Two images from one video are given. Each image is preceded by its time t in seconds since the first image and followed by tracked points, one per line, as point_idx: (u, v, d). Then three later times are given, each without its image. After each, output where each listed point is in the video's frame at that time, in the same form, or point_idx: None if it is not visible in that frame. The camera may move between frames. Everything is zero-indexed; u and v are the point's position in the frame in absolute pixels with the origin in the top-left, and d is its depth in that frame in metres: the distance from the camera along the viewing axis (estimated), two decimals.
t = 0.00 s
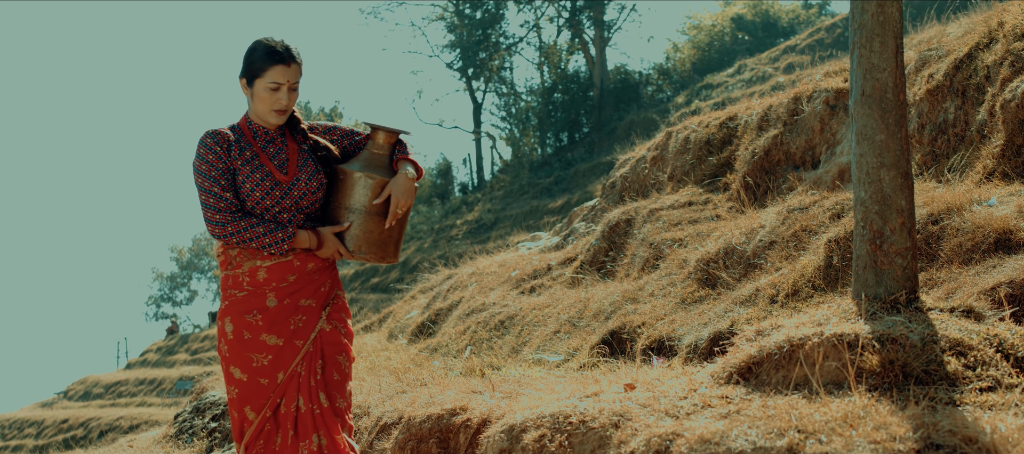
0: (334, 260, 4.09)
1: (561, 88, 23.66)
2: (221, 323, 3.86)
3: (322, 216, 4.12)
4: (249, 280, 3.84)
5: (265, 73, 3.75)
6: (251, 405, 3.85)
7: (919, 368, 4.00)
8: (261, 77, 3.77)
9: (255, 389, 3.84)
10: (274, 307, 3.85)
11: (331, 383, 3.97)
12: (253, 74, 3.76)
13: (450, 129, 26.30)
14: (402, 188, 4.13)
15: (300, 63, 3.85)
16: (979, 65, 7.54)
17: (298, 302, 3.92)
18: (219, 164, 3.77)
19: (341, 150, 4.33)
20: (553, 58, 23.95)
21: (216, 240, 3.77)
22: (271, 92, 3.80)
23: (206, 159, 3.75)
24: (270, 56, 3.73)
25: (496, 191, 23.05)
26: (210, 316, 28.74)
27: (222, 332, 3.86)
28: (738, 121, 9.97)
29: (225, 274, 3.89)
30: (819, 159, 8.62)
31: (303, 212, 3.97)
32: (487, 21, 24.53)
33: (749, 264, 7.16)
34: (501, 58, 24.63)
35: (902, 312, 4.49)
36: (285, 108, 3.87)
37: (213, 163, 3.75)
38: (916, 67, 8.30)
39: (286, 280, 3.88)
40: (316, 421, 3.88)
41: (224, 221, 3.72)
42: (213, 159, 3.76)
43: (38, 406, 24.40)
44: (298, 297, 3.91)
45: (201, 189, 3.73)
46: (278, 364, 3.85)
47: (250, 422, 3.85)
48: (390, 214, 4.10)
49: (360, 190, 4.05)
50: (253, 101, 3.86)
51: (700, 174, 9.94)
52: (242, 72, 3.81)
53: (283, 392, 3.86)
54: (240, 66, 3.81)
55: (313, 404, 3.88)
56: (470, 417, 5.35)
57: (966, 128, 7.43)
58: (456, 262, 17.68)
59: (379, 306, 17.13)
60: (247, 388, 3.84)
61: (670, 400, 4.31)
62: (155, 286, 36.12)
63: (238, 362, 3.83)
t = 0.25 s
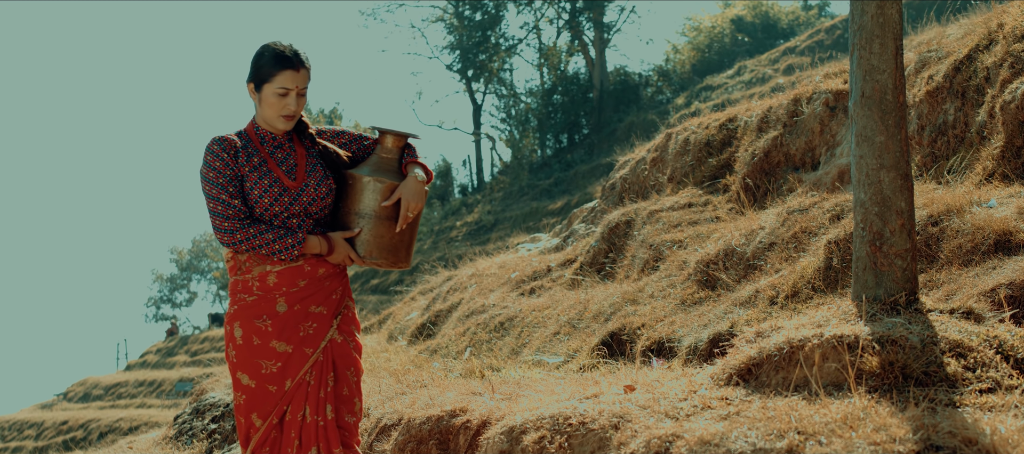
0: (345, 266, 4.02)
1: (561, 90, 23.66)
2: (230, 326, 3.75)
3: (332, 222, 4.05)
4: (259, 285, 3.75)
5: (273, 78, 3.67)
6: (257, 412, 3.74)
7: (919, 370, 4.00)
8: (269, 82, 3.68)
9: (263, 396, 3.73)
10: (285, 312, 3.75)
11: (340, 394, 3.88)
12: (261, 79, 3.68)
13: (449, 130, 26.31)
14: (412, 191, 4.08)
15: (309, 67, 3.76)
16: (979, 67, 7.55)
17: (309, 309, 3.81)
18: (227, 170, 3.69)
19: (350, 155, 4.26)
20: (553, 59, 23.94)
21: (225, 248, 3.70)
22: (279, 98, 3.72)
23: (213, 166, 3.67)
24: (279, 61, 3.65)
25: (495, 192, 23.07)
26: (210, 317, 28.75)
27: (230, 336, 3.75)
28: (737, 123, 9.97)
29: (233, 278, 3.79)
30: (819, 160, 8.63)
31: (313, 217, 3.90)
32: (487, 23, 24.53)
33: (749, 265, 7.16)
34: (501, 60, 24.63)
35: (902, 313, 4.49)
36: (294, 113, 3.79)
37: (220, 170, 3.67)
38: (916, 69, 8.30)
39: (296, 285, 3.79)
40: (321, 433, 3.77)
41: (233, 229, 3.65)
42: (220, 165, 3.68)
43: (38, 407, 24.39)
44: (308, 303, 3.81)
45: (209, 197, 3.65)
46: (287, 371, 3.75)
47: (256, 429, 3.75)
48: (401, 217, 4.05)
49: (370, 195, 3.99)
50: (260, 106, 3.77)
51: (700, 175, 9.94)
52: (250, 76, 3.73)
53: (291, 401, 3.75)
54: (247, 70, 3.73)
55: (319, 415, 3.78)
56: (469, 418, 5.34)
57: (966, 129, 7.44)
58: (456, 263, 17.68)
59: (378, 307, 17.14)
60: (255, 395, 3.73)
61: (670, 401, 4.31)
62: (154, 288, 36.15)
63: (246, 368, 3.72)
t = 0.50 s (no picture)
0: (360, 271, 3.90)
1: (561, 92, 23.65)
2: (242, 333, 3.67)
3: (345, 227, 3.94)
4: (272, 291, 3.66)
5: (285, 81, 3.56)
6: (268, 419, 3.66)
7: (919, 372, 4.00)
8: (280, 86, 3.58)
9: (274, 404, 3.65)
10: (298, 320, 3.66)
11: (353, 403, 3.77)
12: (272, 83, 3.57)
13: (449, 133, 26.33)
14: (427, 195, 3.96)
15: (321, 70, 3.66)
16: (978, 69, 7.55)
17: (322, 316, 3.72)
18: (239, 175, 3.57)
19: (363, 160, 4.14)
20: (552, 62, 23.98)
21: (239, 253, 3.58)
22: (290, 101, 3.61)
23: (224, 170, 3.55)
24: (290, 64, 3.55)
25: (495, 194, 23.08)
26: (210, 319, 28.74)
27: (242, 343, 3.67)
28: (737, 125, 9.97)
29: (246, 284, 3.70)
30: (819, 163, 8.62)
31: (327, 222, 3.78)
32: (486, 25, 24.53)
33: (748, 268, 7.16)
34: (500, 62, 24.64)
35: (902, 316, 4.49)
36: (306, 117, 3.68)
37: (233, 174, 3.55)
38: (916, 71, 8.31)
39: (310, 291, 3.69)
40: (331, 441, 3.68)
41: (247, 234, 3.53)
42: (233, 170, 3.56)
43: (38, 410, 24.39)
44: (322, 310, 3.71)
45: (221, 201, 3.53)
46: (300, 379, 3.66)
47: (266, 437, 3.67)
48: (416, 221, 3.93)
49: (384, 199, 3.88)
50: (271, 110, 3.66)
51: (700, 177, 9.94)
52: (260, 80, 3.62)
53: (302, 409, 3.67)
54: (258, 73, 3.62)
55: (330, 425, 3.68)
56: (469, 421, 5.34)
57: (966, 132, 7.44)
58: (456, 265, 17.69)
59: (378, 310, 17.14)
60: (266, 402, 3.65)
61: (669, 403, 4.31)
62: (154, 290, 36.16)
63: (258, 375, 3.64)
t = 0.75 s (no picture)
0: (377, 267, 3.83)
1: (560, 94, 23.60)
2: (257, 333, 3.59)
3: (363, 222, 3.87)
4: (287, 290, 3.57)
5: (301, 75, 3.50)
6: (282, 421, 3.57)
7: (918, 374, 4.00)
8: (296, 79, 3.51)
9: (289, 405, 3.57)
10: (313, 319, 3.57)
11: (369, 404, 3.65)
12: (288, 76, 3.51)
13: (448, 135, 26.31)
14: (447, 191, 3.91)
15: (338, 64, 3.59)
16: (978, 71, 7.56)
17: (338, 314, 3.62)
18: (256, 168, 3.51)
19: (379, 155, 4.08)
20: (552, 64, 23.96)
21: (256, 248, 3.52)
22: (307, 95, 3.54)
23: (241, 163, 3.49)
24: (306, 57, 3.49)
25: (494, 197, 23.09)
26: (209, 321, 28.74)
27: (257, 343, 3.58)
28: (736, 127, 9.97)
29: (262, 283, 3.62)
30: (818, 165, 8.62)
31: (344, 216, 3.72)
32: (486, 28, 24.54)
33: (748, 270, 7.15)
34: (500, 64, 24.65)
35: (901, 318, 4.49)
36: (323, 111, 3.60)
37: (249, 167, 3.49)
38: (915, 73, 8.31)
39: (326, 290, 3.60)
40: (345, 444, 3.57)
41: (263, 228, 3.46)
42: (249, 163, 3.50)
43: (37, 412, 24.38)
44: (338, 309, 3.62)
45: (238, 195, 3.47)
46: (315, 380, 3.57)
47: (279, 439, 3.58)
48: (436, 217, 3.88)
49: (402, 194, 3.82)
50: (288, 105, 3.59)
51: (699, 180, 9.94)
52: (276, 74, 3.56)
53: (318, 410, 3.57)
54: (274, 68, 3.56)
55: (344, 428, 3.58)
56: (468, 423, 5.34)
57: (965, 134, 7.45)
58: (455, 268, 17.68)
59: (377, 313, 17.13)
60: (281, 404, 3.57)
61: (668, 406, 4.31)
62: (153, 293, 36.15)
63: (274, 376, 3.56)
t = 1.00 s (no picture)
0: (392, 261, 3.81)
1: (560, 95, 23.51)
2: (271, 328, 3.57)
3: (379, 214, 3.85)
4: (303, 284, 3.56)
5: (318, 65, 3.48)
6: (294, 419, 3.54)
7: (918, 375, 4.00)
8: (314, 70, 3.49)
9: (303, 402, 3.55)
10: (330, 313, 3.57)
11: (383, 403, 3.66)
12: (306, 66, 3.49)
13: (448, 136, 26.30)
14: (466, 185, 3.89)
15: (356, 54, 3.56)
16: (977, 72, 7.56)
17: (354, 309, 3.63)
18: (274, 156, 3.49)
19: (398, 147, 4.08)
20: (552, 65, 23.83)
21: (273, 237, 3.48)
22: (324, 86, 3.52)
23: (260, 150, 3.47)
24: (323, 48, 3.46)
25: (494, 198, 23.09)
26: (209, 323, 28.73)
27: (272, 339, 3.57)
28: (736, 128, 9.97)
29: (276, 278, 3.60)
30: (819, 166, 8.62)
31: (362, 208, 3.69)
32: (485, 29, 24.55)
33: (747, 271, 7.16)
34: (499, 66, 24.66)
35: (900, 319, 4.49)
36: (340, 102, 3.58)
37: (268, 154, 3.47)
38: (915, 74, 8.32)
39: (342, 284, 3.60)
40: (359, 443, 3.57)
41: (281, 215, 3.43)
42: (268, 150, 3.48)
43: (37, 413, 24.36)
44: (354, 303, 3.62)
45: (256, 182, 3.44)
46: (331, 375, 3.57)
47: (292, 437, 3.55)
48: (455, 211, 3.85)
49: (421, 186, 3.80)
50: (306, 95, 3.57)
51: (699, 181, 9.95)
52: (294, 65, 3.54)
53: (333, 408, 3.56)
54: (292, 58, 3.54)
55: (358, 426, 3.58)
56: (468, 424, 5.34)
57: (964, 135, 7.45)
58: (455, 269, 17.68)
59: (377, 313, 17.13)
60: (295, 400, 3.54)
61: (668, 407, 4.31)
62: (153, 294, 36.16)
63: (288, 372, 3.54)
